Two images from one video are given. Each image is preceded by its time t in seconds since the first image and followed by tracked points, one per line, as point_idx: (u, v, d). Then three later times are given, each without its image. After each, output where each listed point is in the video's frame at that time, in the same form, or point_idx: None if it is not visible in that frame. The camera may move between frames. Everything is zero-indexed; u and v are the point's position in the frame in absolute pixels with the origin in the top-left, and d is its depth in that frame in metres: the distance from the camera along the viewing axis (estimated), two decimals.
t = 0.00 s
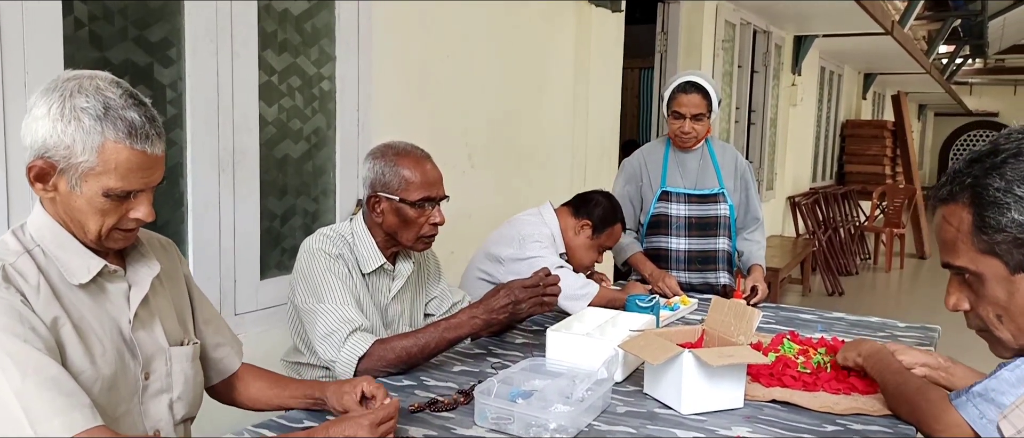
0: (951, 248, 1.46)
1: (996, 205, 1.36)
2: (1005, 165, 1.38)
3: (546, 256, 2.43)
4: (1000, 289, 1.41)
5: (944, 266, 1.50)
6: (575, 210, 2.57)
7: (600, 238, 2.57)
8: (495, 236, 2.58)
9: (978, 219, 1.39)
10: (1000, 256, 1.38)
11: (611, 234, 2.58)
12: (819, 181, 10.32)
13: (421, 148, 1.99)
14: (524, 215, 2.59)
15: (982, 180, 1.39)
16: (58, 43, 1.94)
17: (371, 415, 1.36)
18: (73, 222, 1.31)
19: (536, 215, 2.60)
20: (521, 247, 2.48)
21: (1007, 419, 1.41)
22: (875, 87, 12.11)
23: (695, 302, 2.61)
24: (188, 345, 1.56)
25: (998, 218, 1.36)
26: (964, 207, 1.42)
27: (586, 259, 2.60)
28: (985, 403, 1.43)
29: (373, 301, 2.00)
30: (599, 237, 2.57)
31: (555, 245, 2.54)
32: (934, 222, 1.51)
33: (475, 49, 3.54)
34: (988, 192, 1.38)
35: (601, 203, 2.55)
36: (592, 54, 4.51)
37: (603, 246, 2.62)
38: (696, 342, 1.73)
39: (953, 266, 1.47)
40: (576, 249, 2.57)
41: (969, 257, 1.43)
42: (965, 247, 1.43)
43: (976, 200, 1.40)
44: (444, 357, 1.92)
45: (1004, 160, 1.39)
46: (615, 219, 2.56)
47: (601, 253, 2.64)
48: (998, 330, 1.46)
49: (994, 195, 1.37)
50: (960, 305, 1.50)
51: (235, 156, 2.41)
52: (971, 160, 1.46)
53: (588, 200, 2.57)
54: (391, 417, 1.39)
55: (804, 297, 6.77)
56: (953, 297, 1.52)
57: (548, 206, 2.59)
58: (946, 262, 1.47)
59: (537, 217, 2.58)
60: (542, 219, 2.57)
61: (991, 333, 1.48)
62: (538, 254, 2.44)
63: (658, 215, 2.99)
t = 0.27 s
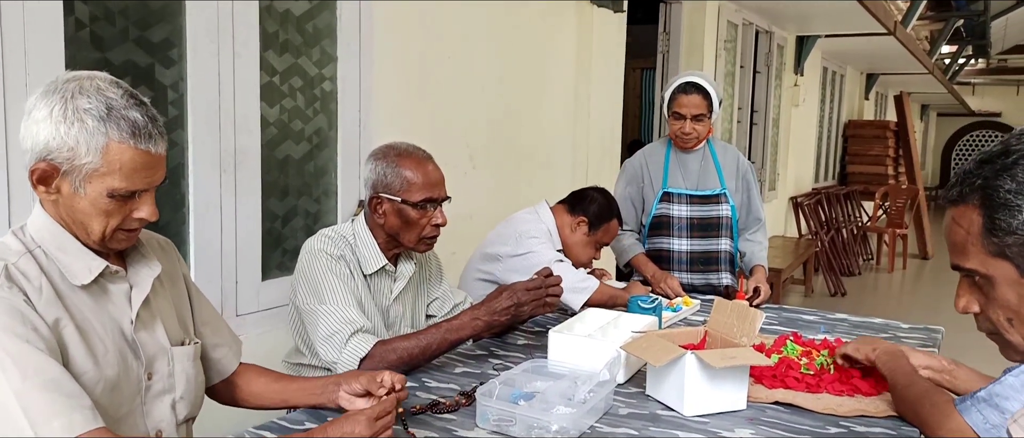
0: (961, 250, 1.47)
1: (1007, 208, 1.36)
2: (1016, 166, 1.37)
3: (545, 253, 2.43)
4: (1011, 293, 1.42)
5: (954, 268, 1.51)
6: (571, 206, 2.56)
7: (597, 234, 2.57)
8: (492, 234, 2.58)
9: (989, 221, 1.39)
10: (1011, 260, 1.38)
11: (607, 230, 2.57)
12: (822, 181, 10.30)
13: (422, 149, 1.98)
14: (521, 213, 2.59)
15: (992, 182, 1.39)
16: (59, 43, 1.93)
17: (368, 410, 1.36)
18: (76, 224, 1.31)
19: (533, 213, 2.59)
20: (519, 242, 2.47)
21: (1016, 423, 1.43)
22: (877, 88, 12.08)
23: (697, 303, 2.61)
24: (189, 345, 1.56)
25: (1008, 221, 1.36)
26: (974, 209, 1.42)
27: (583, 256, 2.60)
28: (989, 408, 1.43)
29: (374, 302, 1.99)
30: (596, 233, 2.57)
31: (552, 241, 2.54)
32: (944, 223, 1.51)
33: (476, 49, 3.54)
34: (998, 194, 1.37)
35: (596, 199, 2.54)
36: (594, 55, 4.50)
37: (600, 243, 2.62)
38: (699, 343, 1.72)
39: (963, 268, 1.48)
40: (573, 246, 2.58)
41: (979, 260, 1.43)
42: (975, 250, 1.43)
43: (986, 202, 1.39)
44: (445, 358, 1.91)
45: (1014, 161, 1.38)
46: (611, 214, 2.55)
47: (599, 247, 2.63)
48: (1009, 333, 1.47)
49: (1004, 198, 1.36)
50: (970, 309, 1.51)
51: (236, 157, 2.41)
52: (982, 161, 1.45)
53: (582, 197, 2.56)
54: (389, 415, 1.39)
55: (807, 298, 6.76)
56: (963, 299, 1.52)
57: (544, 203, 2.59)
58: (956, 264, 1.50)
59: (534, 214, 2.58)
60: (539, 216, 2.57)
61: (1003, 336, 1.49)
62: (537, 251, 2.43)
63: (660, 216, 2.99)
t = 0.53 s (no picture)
0: (967, 253, 1.46)
1: (1013, 211, 1.35)
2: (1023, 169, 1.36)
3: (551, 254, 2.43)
4: (1018, 297, 1.41)
5: (961, 271, 1.51)
6: (577, 208, 2.57)
7: (603, 236, 2.57)
8: (499, 236, 2.59)
9: (995, 224, 1.39)
10: (1017, 263, 1.38)
11: (613, 232, 2.57)
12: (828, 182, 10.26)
13: (427, 150, 1.98)
14: (528, 214, 2.59)
15: (999, 185, 1.38)
16: (66, 45, 1.95)
17: (371, 407, 1.37)
18: (84, 227, 1.31)
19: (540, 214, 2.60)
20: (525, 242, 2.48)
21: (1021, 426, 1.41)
22: (883, 88, 12.04)
23: (703, 304, 2.61)
24: (197, 345, 1.57)
25: (1015, 224, 1.35)
26: (981, 211, 1.42)
27: (589, 257, 2.60)
28: (993, 404, 1.41)
29: (379, 303, 2.00)
30: (603, 235, 2.57)
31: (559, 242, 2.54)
32: (951, 225, 1.51)
33: (481, 50, 3.54)
34: (1005, 196, 1.37)
35: (603, 200, 2.54)
36: (599, 55, 4.50)
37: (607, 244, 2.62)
38: (704, 344, 1.72)
39: (969, 271, 1.48)
40: (580, 247, 2.58)
41: (985, 262, 1.43)
42: (981, 252, 1.43)
43: (993, 205, 1.39)
44: (451, 359, 1.91)
45: (1021, 164, 1.37)
46: (618, 216, 2.56)
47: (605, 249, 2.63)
48: (1017, 337, 1.46)
49: (1011, 200, 1.35)
50: (977, 311, 1.51)
51: (242, 158, 2.42)
52: (987, 164, 1.44)
53: (589, 198, 2.56)
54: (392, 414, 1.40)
55: (813, 298, 6.73)
56: (969, 302, 1.52)
57: (551, 205, 2.59)
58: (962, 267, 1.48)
59: (540, 215, 2.58)
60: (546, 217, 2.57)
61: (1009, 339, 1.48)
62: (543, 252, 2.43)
63: (665, 217, 2.99)
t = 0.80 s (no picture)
0: (973, 258, 1.46)
1: (1018, 216, 1.35)
2: None
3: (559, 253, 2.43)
4: None
5: (966, 277, 1.51)
6: (584, 208, 2.57)
7: (611, 235, 2.57)
8: (506, 236, 2.59)
9: (1001, 230, 1.38)
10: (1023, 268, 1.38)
11: (621, 231, 2.57)
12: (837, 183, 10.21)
13: (434, 152, 1.99)
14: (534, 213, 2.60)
15: (1003, 190, 1.38)
16: (77, 48, 1.96)
17: (382, 415, 1.38)
18: (93, 231, 1.33)
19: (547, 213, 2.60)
20: (534, 241, 2.48)
21: None
22: (893, 88, 11.97)
23: (711, 306, 2.61)
24: (206, 347, 1.58)
25: (1020, 230, 1.35)
26: (986, 217, 1.41)
27: (597, 257, 2.61)
28: (1002, 409, 1.42)
29: (387, 304, 2.00)
30: (610, 234, 2.57)
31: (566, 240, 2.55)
32: (956, 230, 1.51)
33: (489, 52, 3.55)
34: (1009, 202, 1.36)
35: (610, 200, 2.55)
36: (607, 56, 4.50)
37: (615, 243, 2.62)
38: (711, 347, 1.72)
39: (975, 277, 1.48)
40: (588, 247, 2.58)
41: (991, 268, 1.43)
42: (987, 259, 1.43)
43: (998, 210, 1.39)
44: (457, 361, 1.92)
45: None
46: (625, 215, 2.56)
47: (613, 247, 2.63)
48: None
49: (1016, 206, 1.35)
50: (983, 317, 1.52)
51: (250, 161, 2.43)
52: (992, 169, 1.44)
53: (595, 198, 2.56)
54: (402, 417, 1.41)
55: (822, 300, 6.70)
56: (975, 308, 1.53)
57: (558, 204, 2.60)
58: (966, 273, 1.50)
59: (548, 215, 2.59)
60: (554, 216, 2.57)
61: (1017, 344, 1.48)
62: (551, 250, 2.43)
63: (672, 219, 2.98)
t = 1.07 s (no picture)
0: (981, 262, 1.46)
1: None
2: None
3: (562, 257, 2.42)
4: None
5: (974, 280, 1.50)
6: (586, 203, 2.56)
7: (615, 228, 2.56)
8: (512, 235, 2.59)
9: (1008, 233, 1.38)
10: None
11: (625, 223, 2.55)
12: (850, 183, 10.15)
13: (444, 153, 2.00)
14: (541, 213, 2.59)
15: (1011, 194, 1.37)
16: (90, 50, 1.98)
17: (394, 427, 1.37)
18: (106, 232, 1.35)
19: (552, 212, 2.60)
20: (536, 244, 2.48)
21: None
22: (907, 88, 11.88)
23: (721, 308, 2.60)
24: (218, 347, 1.60)
25: None
26: (993, 221, 1.40)
27: (603, 251, 2.59)
28: (1014, 413, 1.41)
29: (397, 305, 2.01)
30: (615, 227, 2.55)
31: (569, 238, 2.55)
32: (963, 233, 1.50)
33: (499, 53, 3.55)
34: (1017, 206, 1.36)
35: (612, 192, 2.53)
36: (617, 57, 4.49)
37: (621, 236, 2.60)
38: (720, 349, 1.72)
39: (984, 280, 1.47)
40: (593, 241, 2.57)
41: (999, 272, 1.42)
42: (994, 263, 1.42)
43: (1005, 214, 1.38)
44: (467, 362, 1.93)
45: None
46: (628, 207, 2.54)
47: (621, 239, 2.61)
48: None
49: None
50: (992, 320, 1.51)
51: (261, 162, 2.45)
52: (1001, 172, 1.43)
53: (597, 193, 2.55)
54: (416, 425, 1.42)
55: (834, 302, 6.66)
56: (984, 311, 1.52)
57: (561, 202, 2.59)
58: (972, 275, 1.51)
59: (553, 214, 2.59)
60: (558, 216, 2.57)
61: None
62: (553, 254, 2.43)
63: (682, 220, 2.98)
